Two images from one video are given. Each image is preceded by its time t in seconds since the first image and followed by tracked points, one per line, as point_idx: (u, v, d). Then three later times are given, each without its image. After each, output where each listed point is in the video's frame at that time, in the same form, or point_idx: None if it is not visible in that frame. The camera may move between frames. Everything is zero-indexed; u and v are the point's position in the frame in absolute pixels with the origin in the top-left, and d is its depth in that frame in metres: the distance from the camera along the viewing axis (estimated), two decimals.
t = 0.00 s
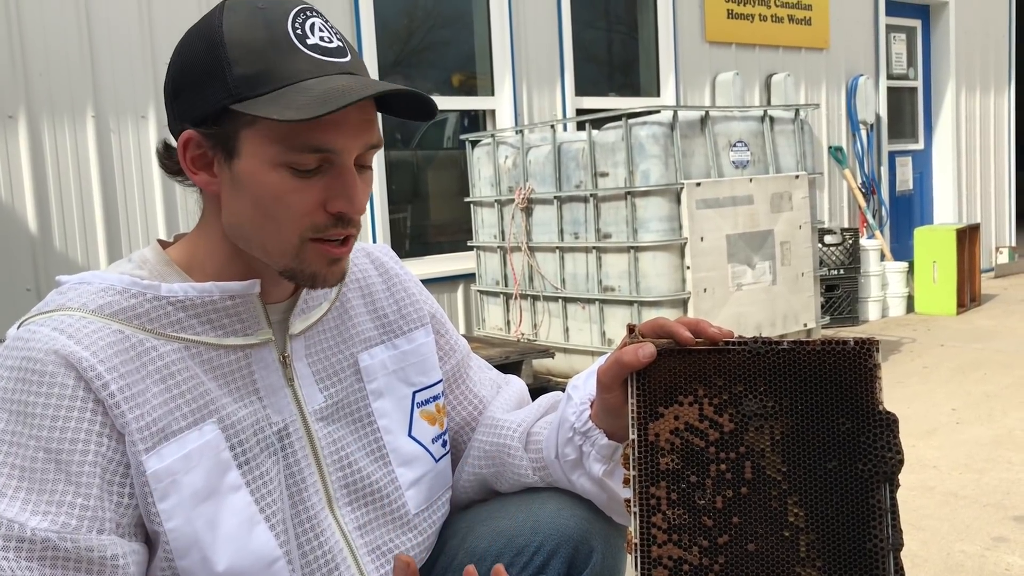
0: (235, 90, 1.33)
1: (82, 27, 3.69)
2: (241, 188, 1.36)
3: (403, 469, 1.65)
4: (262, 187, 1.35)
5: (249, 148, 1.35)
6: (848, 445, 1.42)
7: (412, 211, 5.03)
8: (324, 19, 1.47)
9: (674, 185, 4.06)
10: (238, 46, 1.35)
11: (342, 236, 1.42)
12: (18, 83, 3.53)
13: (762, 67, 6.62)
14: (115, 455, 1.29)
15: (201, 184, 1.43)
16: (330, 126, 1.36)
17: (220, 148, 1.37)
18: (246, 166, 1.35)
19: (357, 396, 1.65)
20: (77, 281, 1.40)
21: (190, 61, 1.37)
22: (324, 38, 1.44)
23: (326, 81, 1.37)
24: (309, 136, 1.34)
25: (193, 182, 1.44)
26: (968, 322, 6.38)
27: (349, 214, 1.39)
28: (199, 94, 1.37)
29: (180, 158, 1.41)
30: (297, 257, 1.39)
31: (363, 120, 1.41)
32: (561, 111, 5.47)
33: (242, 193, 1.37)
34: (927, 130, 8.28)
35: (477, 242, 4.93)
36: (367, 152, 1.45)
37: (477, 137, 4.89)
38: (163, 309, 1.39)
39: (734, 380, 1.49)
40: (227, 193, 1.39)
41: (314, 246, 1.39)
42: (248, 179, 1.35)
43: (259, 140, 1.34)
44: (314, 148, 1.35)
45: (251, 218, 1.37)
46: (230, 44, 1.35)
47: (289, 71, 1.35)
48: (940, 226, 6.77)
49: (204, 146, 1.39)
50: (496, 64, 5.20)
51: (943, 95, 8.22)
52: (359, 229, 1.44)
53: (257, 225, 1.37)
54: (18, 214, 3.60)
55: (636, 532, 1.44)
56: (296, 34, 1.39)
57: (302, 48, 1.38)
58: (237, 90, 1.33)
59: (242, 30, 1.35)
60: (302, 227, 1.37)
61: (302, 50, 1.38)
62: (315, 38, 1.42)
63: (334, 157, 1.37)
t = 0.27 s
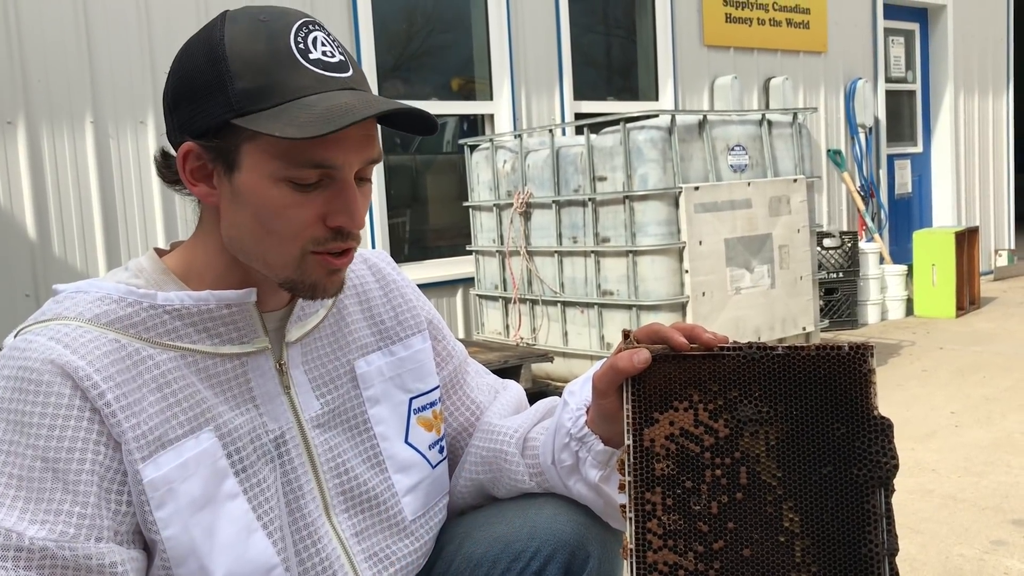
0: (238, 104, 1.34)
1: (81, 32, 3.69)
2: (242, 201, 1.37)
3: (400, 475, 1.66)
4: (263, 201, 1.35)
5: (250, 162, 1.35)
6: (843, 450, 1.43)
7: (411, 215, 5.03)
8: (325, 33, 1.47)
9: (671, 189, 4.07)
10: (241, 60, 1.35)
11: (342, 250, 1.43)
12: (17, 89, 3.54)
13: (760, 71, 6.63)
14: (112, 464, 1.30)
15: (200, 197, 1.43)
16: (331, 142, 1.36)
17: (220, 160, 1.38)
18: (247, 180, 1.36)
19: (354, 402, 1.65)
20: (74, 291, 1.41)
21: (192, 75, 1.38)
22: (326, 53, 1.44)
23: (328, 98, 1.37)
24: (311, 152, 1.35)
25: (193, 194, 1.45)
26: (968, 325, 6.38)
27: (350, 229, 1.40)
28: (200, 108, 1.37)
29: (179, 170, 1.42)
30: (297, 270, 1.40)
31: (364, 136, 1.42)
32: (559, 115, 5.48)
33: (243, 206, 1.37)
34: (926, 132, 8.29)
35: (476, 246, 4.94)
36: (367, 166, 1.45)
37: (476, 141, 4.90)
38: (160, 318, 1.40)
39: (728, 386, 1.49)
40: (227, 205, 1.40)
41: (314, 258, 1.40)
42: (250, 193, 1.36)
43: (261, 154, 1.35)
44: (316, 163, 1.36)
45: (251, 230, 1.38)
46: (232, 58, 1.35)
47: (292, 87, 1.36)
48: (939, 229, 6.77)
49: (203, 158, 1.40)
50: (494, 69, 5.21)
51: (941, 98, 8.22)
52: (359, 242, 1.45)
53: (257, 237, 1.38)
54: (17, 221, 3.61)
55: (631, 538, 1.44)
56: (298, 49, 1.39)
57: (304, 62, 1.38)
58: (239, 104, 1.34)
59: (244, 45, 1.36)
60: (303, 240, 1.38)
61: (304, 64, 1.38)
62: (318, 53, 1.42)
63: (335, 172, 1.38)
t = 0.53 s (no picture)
0: (238, 116, 1.34)
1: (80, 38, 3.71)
2: (244, 212, 1.38)
3: (399, 481, 1.66)
4: (266, 211, 1.36)
5: (252, 173, 1.36)
6: (839, 453, 1.43)
7: (410, 220, 5.04)
8: (322, 40, 1.47)
9: (670, 192, 4.07)
10: (240, 72, 1.35)
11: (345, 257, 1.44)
12: (16, 95, 3.56)
13: (758, 73, 6.64)
14: (113, 474, 1.30)
15: (201, 208, 1.44)
16: (333, 151, 1.36)
17: (220, 171, 1.38)
18: (248, 192, 1.36)
19: (353, 408, 1.65)
20: (73, 300, 1.41)
21: (190, 87, 1.38)
22: (324, 62, 1.44)
23: (329, 107, 1.38)
24: (313, 162, 1.35)
25: (193, 206, 1.45)
26: (968, 327, 6.38)
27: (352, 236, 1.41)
28: (199, 120, 1.37)
29: (179, 183, 1.42)
30: (301, 278, 1.41)
31: (365, 144, 1.42)
32: (558, 119, 5.49)
33: (245, 217, 1.38)
34: (924, 134, 8.29)
35: (475, 250, 4.94)
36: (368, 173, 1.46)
37: (474, 145, 4.91)
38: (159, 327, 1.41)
39: (724, 390, 1.49)
40: (229, 216, 1.40)
41: (318, 266, 1.41)
42: (252, 204, 1.37)
43: (262, 165, 1.35)
44: (318, 173, 1.36)
45: (253, 240, 1.39)
46: (231, 70, 1.35)
47: (293, 97, 1.36)
48: (937, 231, 6.77)
49: (202, 169, 1.40)
50: (492, 73, 5.21)
51: (940, 99, 8.23)
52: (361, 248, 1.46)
53: (260, 247, 1.39)
54: (16, 226, 3.61)
55: (628, 542, 1.44)
56: (297, 58, 1.39)
57: (303, 72, 1.39)
58: (240, 116, 1.34)
59: (242, 55, 1.36)
60: (306, 249, 1.39)
61: (303, 74, 1.39)
62: (316, 62, 1.42)
63: (337, 181, 1.38)
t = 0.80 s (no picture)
0: (230, 129, 1.34)
1: (77, 43, 3.71)
2: (240, 224, 1.38)
3: (395, 485, 1.66)
4: (262, 223, 1.37)
5: (246, 186, 1.36)
6: (835, 455, 1.43)
7: (409, 221, 5.03)
8: (311, 47, 1.47)
9: (668, 193, 4.07)
10: (230, 84, 1.35)
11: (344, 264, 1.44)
12: (14, 98, 3.56)
13: (756, 74, 6.64)
14: (109, 482, 1.30)
15: (197, 222, 1.44)
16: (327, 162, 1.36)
17: (214, 185, 1.38)
18: (243, 205, 1.37)
19: (349, 413, 1.66)
20: (67, 307, 1.41)
21: (180, 100, 1.37)
22: (315, 70, 1.44)
23: (321, 118, 1.38)
24: (307, 174, 1.35)
25: (189, 220, 1.45)
26: (967, 326, 6.38)
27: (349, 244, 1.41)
28: (190, 133, 1.37)
29: (173, 199, 1.42)
30: (299, 287, 1.41)
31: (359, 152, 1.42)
32: (556, 120, 5.49)
33: (241, 229, 1.38)
34: (923, 133, 8.29)
35: (474, 252, 4.94)
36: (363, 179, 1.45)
37: (473, 147, 4.91)
38: (154, 334, 1.41)
39: (721, 392, 1.49)
40: (225, 229, 1.41)
41: (315, 275, 1.42)
42: (248, 217, 1.37)
43: (257, 178, 1.35)
44: (313, 184, 1.36)
45: (250, 251, 1.39)
46: (221, 83, 1.35)
47: (285, 108, 1.36)
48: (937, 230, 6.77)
49: (194, 183, 1.39)
50: (490, 74, 5.21)
51: (938, 98, 8.23)
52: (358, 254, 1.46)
53: (257, 258, 1.40)
54: (14, 230, 3.61)
55: (625, 545, 1.44)
56: (288, 68, 1.39)
57: (294, 82, 1.39)
58: (232, 129, 1.34)
59: (232, 67, 1.36)
60: (303, 259, 1.39)
61: (294, 84, 1.38)
62: (307, 70, 1.42)
63: (332, 190, 1.38)
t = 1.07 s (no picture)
0: (222, 133, 1.34)
1: (75, 43, 3.71)
2: (236, 227, 1.38)
3: (393, 486, 1.66)
4: (257, 226, 1.37)
5: (241, 188, 1.36)
6: (835, 454, 1.43)
7: (408, 222, 5.03)
8: (302, 46, 1.46)
9: (667, 193, 4.07)
10: (222, 88, 1.34)
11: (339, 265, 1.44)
12: (12, 99, 3.56)
13: (755, 73, 6.64)
14: (105, 486, 1.30)
15: (191, 225, 1.44)
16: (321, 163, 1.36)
17: (208, 188, 1.38)
18: (238, 208, 1.37)
19: (347, 415, 1.65)
20: (63, 311, 1.41)
21: (171, 105, 1.37)
22: (307, 70, 1.43)
23: (316, 120, 1.38)
24: (302, 176, 1.35)
25: (183, 224, 1.45)
26: (967, 324, 6.37)
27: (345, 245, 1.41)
28: (182, 138, 1.36)
29: (168, 202, 1.42)
30: (296, 290, 1.41)
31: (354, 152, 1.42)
32: (555, 119, 5.49)
33: (236, 233, 1.38)
34: (922, 131, 8.29)
35: (473, 252, 4.94)
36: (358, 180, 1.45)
37: (471, 147, 4.91)
38: (151, 336, 1.40)
39: (719, 391, 1.49)
40: (220, 232, 1.41)
41: (312, 278, 1.41)
42: (243, 219, 1.37)
43: (252, 181, 1.35)
44: (308, 186, 1.36)
45: (246, 254, 1.39)
46: (213, 87, 1.34)
47: (278, 110, 1.36)
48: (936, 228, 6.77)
49: (189, 187, 1.40)
50: (489, 74, 5.21)
51: (937, 97, 8.23)
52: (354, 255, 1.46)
53: (253, 262, 1.40)
54: (13, 231, 3.61)
55: (624, 545, 1.44)
56: (280, 70, 1.38)
57: (286, 83, 1.38)
58: (225, 134, 1.34)
59: (223, 70, 1.35)
60: (299, 261, 1.39)
61: (286, 86, 1.38)
62: (299, 71, 1.42)
63: (327, 191, 1.38)
